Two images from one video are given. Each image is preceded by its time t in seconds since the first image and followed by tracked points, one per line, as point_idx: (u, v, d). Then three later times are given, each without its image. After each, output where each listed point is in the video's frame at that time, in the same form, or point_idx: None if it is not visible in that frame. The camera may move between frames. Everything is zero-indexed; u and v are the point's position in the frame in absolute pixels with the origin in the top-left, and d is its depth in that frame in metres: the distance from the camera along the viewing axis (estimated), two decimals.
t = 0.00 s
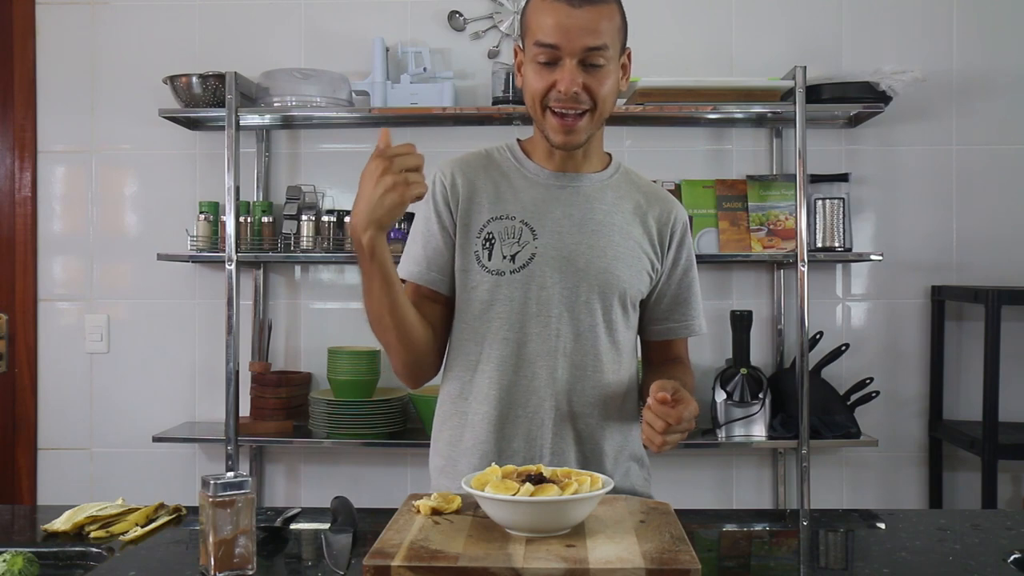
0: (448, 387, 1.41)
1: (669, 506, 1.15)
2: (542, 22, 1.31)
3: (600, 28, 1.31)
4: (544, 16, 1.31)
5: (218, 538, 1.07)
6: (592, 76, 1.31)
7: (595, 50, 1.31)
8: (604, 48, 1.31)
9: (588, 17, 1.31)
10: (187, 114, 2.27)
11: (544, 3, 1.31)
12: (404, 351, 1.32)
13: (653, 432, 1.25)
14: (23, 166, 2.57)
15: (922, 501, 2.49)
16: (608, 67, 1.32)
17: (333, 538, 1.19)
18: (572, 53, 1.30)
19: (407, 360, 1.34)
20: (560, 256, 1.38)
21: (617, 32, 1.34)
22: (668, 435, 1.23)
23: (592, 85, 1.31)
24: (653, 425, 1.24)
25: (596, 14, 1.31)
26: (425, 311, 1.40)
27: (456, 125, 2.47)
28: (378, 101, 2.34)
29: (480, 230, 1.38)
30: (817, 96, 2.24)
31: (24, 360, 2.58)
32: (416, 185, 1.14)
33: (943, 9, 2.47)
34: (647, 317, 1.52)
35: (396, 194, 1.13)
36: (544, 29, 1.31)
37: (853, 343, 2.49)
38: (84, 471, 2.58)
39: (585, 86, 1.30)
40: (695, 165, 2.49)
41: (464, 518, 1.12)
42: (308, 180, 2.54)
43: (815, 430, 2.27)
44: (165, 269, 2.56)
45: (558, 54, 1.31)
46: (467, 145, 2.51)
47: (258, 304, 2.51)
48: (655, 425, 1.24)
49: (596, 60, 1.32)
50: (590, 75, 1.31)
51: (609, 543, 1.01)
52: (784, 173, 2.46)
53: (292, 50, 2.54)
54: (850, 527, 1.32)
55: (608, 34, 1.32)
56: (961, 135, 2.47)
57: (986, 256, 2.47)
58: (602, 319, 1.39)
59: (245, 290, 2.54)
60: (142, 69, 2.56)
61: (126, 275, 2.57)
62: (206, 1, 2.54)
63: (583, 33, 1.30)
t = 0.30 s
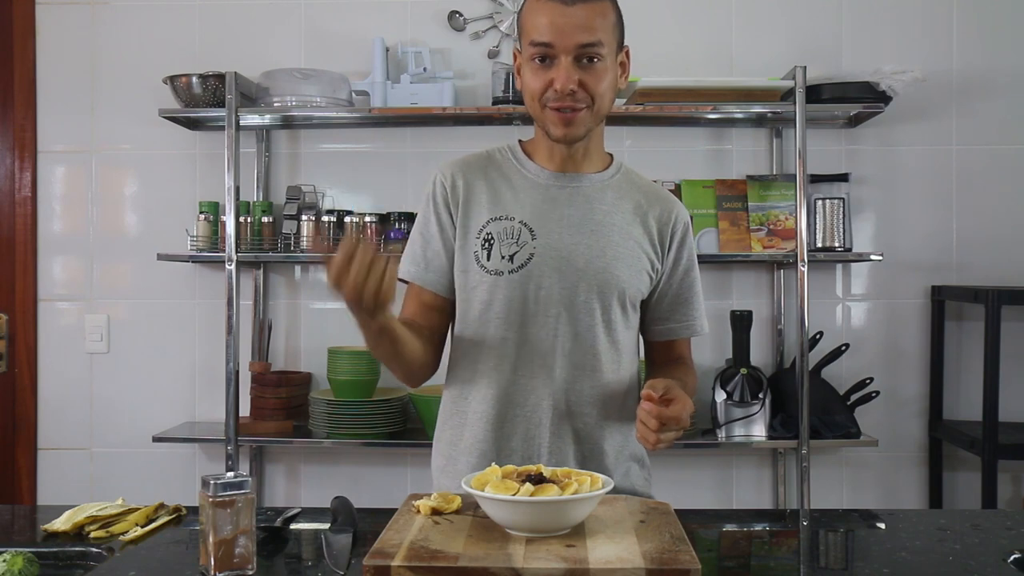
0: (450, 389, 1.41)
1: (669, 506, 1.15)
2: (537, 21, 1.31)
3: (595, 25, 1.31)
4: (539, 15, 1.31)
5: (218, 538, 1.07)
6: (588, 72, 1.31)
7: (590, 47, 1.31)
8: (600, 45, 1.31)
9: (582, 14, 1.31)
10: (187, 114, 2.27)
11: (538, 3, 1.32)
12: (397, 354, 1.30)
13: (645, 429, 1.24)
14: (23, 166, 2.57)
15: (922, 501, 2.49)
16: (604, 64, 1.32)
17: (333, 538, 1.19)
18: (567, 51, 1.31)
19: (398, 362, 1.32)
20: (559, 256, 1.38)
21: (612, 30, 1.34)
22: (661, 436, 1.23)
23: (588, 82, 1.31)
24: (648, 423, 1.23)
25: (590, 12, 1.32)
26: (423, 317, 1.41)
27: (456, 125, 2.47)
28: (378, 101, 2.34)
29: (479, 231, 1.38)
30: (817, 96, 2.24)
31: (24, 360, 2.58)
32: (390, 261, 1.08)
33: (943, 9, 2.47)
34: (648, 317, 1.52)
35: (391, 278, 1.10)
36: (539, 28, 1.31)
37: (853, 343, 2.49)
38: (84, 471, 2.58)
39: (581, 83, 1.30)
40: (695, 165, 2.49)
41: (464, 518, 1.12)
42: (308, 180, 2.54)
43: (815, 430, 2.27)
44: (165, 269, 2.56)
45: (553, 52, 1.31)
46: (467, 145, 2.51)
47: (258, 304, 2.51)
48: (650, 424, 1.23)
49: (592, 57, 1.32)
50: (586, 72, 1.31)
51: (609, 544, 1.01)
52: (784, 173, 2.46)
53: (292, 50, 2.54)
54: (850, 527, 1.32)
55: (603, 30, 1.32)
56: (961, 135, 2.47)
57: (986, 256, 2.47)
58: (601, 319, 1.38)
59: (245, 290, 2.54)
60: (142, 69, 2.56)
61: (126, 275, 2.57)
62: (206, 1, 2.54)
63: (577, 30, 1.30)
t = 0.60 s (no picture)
0: (454, 391, 1.43)
1: (668, 506, 1.15)
2: (531, 21, 1.32)
3: (588, 22, 1.31)
4: (533, 14, 1.32)
5: (218, 538, 1.07)
6: (583, 70, 1.31)
7: (585, 44, 1.31)
8: (594, 41, 1.32)
9: (576, 12, 1.31)
10: (187, 114, 2.27)
11: (531, 2, 1.32)
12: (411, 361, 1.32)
13: (649, 428, 1.24)
14: (23, 166, 2.57)
15: (922, 501, 2.49)
16: (599, 61, 1.32)
17: (333, 538, 1.19)
18: (562, 49, 1.31)
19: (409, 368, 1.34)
20: (559, 256, 1.37)
21: (606, 27, 1.34)
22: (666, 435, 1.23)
23: (584, 79, 1.31)
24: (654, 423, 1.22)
25: (583, 9, 1.32)
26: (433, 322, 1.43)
27: (456, 125, 2.47)
28: (378, 101, 2.34)
29: (479, 234, 1.39)
30: (817, 96, 2.24)
31: (24, 360, 2.58)
32: (401, 313, 1.13)
33: (942, 9, 2.47)
34: (649, 315, 1.52)
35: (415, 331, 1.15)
36: (533, 27, 1.32)
37: (853, 343, 2.49)
38: (83, 471, 2.58)
39: (577, 80, 1.30)
40: (695, 165, 2.49)
41: (464, 518, 1.12)
42: (308, 180, 2.54)
43: (815, 430, 2.27)
44: (165, 269, 2.56)
45: (548, 51, 1.32)
46: (466, 145, 2.51)
47: (258, 304, 2.51)
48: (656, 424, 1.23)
49: (587, 54, 1.32)
50: (582, 69, 1.31)
51: (609, 544, 1.01)
52: (784, 173, 2.46)
53: (292, 50, 2.54)
54: (851, 527, 1.32)
55: (597, 27, 1.32)
56: (961, 135, 2.47)
57: (985, 256, 2.47)
58: (602, 319, 1.38)
59: (245, 290, 2.54)
60: (142, 69, 2.56)
61: (126, 275, 2.57)
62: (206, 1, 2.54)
63: (572, 28, 1.31)
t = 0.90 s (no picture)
0: (456, 392, 1.43)
1: (668, 506, 1.15)
2: (525, 21, 1.32)
3: (582, 19, 1.32)
4: (526, 14, 1.32)
5: (218, 538, 1.07)
6: (577, 67, 1.31)
7: (578, 41, 1.31)
8: (588, 38, 1.32)
9: (569, 10, 1.32)
10: (187, 114, 2.27)
11: (524, 2, 1.33)
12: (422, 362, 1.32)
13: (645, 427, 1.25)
14: (23, 166, 2.57)
15: (922, 501, 2.49)
16: (594, 57, 1.33)
17: (333, 538, 1.19)
18: (555, 46, 1.31)
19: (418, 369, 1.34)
20: (559, 257, 1.37)
21: (600, 24, 1.35)
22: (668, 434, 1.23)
23: (579, 76, 1.31)
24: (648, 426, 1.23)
25: (576, 7, 1.32)
26: (439, 325, 1.44)
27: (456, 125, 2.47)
28: (378, 101, 2.34)
29: (478, 235, 1.39)
30: (817, 96, 2.24)
31: (23, 360, 2.58)
32: (410, 319, 1.13)
33: (942, 9, 2.47)
34: (651, 315, 1.52)
35: (425, 337, 1.15)
36: (526, 26, 1.32)
37: (853, 343, 2.49)
38: (83, 471, 2.58)
39: (571, 77, 1.30)
40: (695, 165, 2.49)
41: (464, 518, 1.12)
42: (308, 180, 2.54)
43: (815, 430, 2.27)
44: (165, 269, 2.56)
45: (542, 49, 1.32)
46: (466, 145, 2.51)
47: (258, 304, 2.51)
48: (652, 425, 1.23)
49: (581, 51, 1.32)
50: (576, 66, 1.31)
51: (609, 544, 1.01)
52: (784, 173, 2.46)
53: (292, 50, 2.54)
54: (851, 527, 1.32)
55: (590, 24, 1.32)
56: (960, 135, 2.47)
57: (985, 256, 2.47)
58: (602, 318, 1.38)
59: (245, 290, 2.54)
60: (142, 69, 2.56)
61: (126, 275, 2.57)
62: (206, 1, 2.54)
63: (565, 25, 1.31)
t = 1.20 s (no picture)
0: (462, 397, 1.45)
1: (669, 506, 1.15)
2: (512, 21, 1.33)
3: (569, 17, 1.32)
4: (514, 13, 1.33)
5: (218, 538, 1.07)
6: (565, 65, 1.32)
7: (566, 40, 1.32)
8: (575, 36, 1.32)
9: (556, 9, 1.32)
10: (187, 114, 2.27)
11: (513, 2, 1.34)
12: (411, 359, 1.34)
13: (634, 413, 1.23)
14: (23, 166, 2.57)
15: (922, 500, 2.49)
16: (581, 56, 1.33)
17: (333, 538, 1.19)
18: (543, 44, 1.31)
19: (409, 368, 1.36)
20: (556, 254, 1.37)
21: (587, 23, 1.35)
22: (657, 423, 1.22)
23: (567, 75, 1.31)
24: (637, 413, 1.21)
25: (563, 6, 1.33)
26: (441, 334, 1.46)
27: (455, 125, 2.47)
28: (378, 101, 2.34)
29: (475, 240, 1.40)
30: (817, 96, 2.24)
31: (23, 359, 2.58)
32: (383, 315, 1.14)
33: (942, 9, 2.47)
34: (656, 307, 1.49)
35: (401, 333, 1.14)
36: (514, 25, 1.33)
37: (853, 343, 2.49)
38: (83, 470, 2.58)
39: (560, 76, 1.31)
40: (695, 165, 2.49)
41: (464, 518, 1.12)
42: (308, 180, 2.54)
43: (815, 430, 2.27)
44: (165, 269, 2.56)
45: (530, 48, 1.32)
46: (466, 145, 2.51)
47: (258, 304, 2.51)
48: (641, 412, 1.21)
49: (568, 49, 1.32)
50: (564, 65, 1.31)
51: (609, 544, 1.01)
52: (784, 173, 2.46)
53: (292, 50, 2.54)
54: (851, 527, 1.32)
55: (577, 23, 1.33)
56: (960, 135, 2.47)
57: (985, 256, 2.48)
58: (601, 312, 1.38)
59: (245, 290, 2.54)
60: (142, 69, 2.56)
61: (126, 275, 2.57)
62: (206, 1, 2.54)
63: (552, 24, 1.31)
